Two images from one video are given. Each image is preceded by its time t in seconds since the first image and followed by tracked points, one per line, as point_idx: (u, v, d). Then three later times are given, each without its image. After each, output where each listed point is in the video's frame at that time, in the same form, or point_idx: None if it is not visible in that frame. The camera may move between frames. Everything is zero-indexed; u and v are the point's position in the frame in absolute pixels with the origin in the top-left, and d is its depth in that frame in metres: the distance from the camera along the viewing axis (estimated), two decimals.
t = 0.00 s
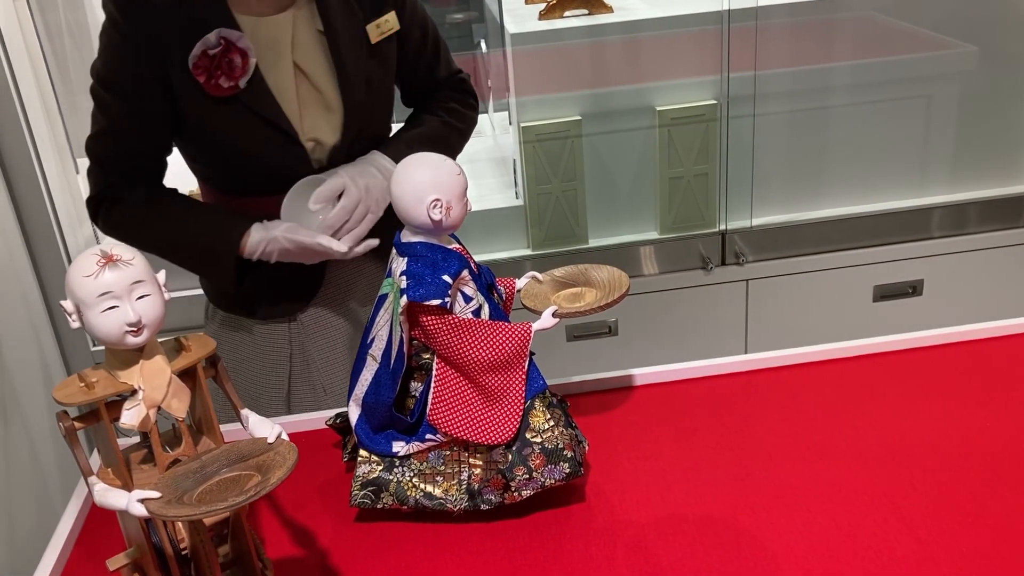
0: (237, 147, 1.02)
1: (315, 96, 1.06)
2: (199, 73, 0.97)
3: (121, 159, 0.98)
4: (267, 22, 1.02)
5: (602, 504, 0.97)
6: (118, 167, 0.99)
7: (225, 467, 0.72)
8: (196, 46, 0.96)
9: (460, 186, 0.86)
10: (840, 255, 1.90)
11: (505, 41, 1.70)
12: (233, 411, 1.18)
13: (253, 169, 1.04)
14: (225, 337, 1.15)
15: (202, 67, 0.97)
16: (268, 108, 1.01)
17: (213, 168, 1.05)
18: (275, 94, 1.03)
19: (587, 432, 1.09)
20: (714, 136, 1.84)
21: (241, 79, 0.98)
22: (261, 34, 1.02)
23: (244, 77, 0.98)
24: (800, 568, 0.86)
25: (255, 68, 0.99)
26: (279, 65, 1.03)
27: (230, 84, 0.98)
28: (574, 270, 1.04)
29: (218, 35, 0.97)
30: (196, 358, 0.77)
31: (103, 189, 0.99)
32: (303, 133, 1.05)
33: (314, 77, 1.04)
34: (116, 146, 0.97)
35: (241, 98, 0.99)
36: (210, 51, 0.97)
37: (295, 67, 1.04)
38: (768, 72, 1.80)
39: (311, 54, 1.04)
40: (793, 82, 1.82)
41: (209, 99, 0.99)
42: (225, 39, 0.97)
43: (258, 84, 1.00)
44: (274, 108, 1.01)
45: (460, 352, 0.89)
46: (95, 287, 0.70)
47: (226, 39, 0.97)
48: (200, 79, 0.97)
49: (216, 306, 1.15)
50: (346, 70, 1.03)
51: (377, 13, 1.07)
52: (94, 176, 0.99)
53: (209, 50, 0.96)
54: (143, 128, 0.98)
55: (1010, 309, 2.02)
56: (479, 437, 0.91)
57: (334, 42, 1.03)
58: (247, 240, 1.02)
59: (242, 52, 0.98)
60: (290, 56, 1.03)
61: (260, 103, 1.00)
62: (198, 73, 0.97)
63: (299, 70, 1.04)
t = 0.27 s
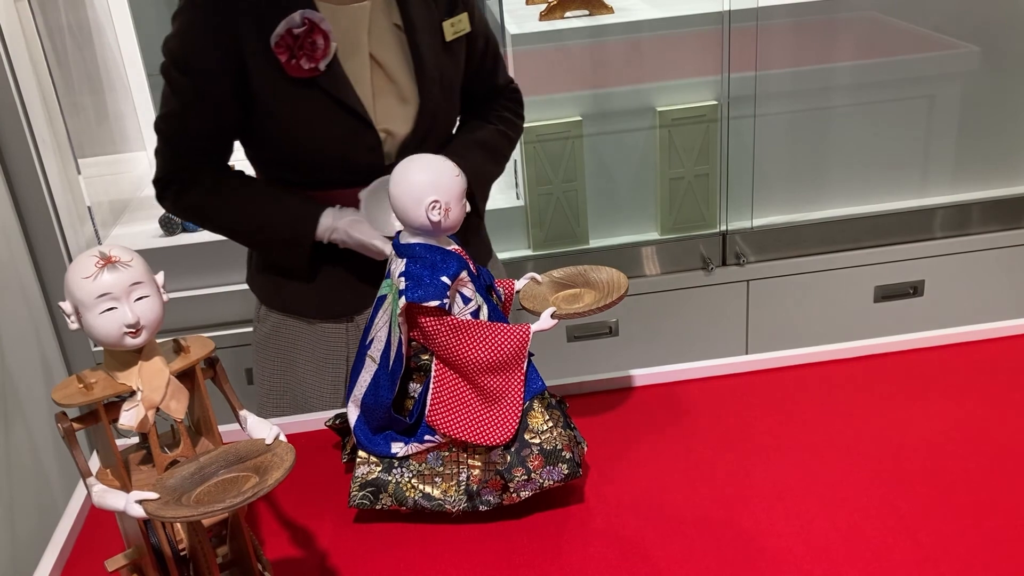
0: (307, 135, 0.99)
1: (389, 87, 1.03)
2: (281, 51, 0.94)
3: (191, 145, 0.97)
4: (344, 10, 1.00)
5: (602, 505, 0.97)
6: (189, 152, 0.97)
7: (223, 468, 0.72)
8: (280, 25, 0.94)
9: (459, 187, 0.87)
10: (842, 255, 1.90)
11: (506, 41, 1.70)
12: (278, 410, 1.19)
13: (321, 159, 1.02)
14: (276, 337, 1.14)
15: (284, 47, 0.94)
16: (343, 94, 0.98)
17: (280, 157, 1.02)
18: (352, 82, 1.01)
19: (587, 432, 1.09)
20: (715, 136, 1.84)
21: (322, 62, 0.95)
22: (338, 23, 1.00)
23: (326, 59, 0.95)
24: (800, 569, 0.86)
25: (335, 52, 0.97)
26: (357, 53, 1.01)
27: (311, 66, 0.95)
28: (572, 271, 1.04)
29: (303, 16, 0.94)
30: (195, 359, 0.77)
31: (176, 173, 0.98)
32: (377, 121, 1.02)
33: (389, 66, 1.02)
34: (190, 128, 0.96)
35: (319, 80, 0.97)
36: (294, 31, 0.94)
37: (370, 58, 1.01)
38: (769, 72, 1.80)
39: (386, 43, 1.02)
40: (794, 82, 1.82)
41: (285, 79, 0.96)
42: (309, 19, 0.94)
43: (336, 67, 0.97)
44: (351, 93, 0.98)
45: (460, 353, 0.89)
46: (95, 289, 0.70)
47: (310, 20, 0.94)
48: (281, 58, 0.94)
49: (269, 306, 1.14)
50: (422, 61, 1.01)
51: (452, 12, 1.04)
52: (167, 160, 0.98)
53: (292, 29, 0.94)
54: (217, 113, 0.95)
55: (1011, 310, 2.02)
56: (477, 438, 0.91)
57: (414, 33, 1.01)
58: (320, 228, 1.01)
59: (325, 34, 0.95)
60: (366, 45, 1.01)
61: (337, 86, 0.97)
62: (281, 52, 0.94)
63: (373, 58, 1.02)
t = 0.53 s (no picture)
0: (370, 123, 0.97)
1: (438, 80, 1.03)
2: (332, 47, 0.92)
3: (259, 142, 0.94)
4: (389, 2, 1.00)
5: (601, 505, 0.97)
6: (256, 150, 0.94)
7: (217, 468, 0.72)
8: (330, 20, 0.92)
9: (455, 189, 0.86)
10: (843, 256, 1.90)
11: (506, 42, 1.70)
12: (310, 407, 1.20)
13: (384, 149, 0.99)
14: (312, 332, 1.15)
15: (335, 42, 0.92)
16: (398, 86, 0.97)
17: (345, 152, 1.00)
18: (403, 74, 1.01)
19: (585, 433, 1.09)
20: (714, 137, 1.84)
21: (373, 56, 0.94)
22: (388, 15, 1.00)
23: (376, 54, 0.94)
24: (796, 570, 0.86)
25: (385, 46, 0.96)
26: (406, 47, 1.01)
27: (362, 62, 0.94)
28: (568, 272, 1.04)
29: (352, 10, 0.92)
30: (189, 359, 0.77)
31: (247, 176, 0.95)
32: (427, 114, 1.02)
33: (438, 59, 1.02)
34: (252, 124, 0.93)
35: (371, 74, 0.95)
36: (344, 26, 0.92)
37: (420, 49, 1.02)
38: (769, 72, 1.80)
39: (435, 35, 1.02)
40: (794, 82, 1.82)
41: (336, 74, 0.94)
42: (358, 14, 0.92)
43: (387, 60, 0.96)
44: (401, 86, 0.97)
45: (456, 354, 0.90)
46: (90, 289, 0.70)
47: (359, 14, 0.92)
48: (332, 54, 0.93)
49: (307, 300, 1.15)
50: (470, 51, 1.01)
51: (498, 3, 1.05)
52: (239, 161, 0.95)
53: (343, 24, 0.92)
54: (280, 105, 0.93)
55: (1012, 310, 2.01)
56: (473, 439, 0.91)
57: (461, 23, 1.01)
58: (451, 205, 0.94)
59: (374, 28, 0.93)
60: (415, 36, 1.01)
61: (389, 78, 0.96)
62: (331, 49, 0.92)
63: (422, 50, 1.02)
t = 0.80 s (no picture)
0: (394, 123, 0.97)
1: (448, 85, 1.02)
2: (341, 61, 0.92)
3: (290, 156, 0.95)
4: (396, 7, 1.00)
5: (598, 506, 0.97)
6: (290, 167, 0.95)
7: (213, 469, 0.73)
8: (337, 34, 0.92)
9: (451, 189, 0.87)
10: (844, 256, 1.90)
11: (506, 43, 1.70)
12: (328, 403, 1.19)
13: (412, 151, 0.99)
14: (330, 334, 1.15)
15: (343, 55, 0.92)
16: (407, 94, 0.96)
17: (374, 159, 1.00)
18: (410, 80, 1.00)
19: (583, 433, 1.09)
20: (714, 138, 1.84)
21: (383, 66, 0.94)
22: (392, 21, 1.00)
23: (385, 64, 0.94)
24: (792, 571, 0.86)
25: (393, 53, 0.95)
26: (413, 52, 1.00)
27: (373, 72, 0.94)
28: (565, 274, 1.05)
29: (359, 22, 0.92)
30: (185, 360, 0.77)
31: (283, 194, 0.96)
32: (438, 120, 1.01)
33: (447, 63, 1.01)
34: (283, 141, 0.94)
35: (382, 85, 0.95)
36: (352, 38, 0.92)
37: (427, 53, 1.01)
38: (769, 73, 1.80)
39: (442, 39, 1.01)
40: (794, 83, 1.82)
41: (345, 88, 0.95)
42: (365, 25, 0.92)
43: (397, 69, 0.96)
44: (410, 92, 0.96)
45: (453, 355, 0.90)
46: (85, 290, 0.70)
47: (366, 25, 0.92)
48: (342, 68, 0.93)
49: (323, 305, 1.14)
50: (475, 51, 1.00)
51: None
52: (278, 184, 0.96)
53: (350, 37, 0.92)
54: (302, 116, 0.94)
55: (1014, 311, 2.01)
56: (469, 439, 0.92)
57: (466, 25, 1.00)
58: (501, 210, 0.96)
59: (382, 38, 0.93)
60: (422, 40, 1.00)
61: (398, 87, 0.96)
62: (340, 62, 0.92)
63: (431, 56, 1.02)
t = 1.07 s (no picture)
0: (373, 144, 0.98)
1: (441, 95, 1.02)
2: (324, 79, 0.94)
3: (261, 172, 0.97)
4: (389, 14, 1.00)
5: (599, 506, 0.97)
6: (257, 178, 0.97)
7: (215, 469, 0.73)
8: (319, 51, 0.94)
9: (454, 191, 0.87)
10: (847, 257, 1.90)
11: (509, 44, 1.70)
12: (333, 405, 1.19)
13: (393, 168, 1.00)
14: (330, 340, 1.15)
15: (326, 73, 0.94)
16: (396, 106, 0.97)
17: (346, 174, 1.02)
18: (399, 90, 1.00)
19: (585, 434, 1.09)
20: (718, 138, 1.84)
21: (366, 82, 0.95)
22: (383, 30, 1.00)
23: (368, 81, 0.95)
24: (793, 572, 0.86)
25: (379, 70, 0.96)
26: (404, 61, 1.00)
27: (355, 89, 0.95)
28: (566, 274, 1.05)
29: (341, 39, 0.94)
30: (188, 361, 0.78)
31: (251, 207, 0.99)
32: (430, 131, 1.00)
33: (439, 71, 1.01)
34: (256, 158, 0.96)
35: (366, 101, 0.96)
36: (334, 56, 0.94)
37: (419, 62, 1.00)
38: (772, 74, 1.80)
39: (436, 48, 1.01)
40: (798, 83, 1.82)
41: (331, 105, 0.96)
42: (347, 42, 0.94)
43: (382, 84, 0.97)
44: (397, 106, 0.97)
45: (454, 356, 0.90)
46: (88, 291, 0.71)
47: (348, 42, 0.94)
48: (324, 85, 0.95)
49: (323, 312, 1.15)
50: (472, 57, 1.00)
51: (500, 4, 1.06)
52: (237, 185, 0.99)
53: (332, 55, 0.94)
54: (279, 134, 0.96)
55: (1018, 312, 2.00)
56: (471, 440, 0.92)
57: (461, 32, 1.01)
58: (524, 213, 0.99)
59: (365, 54, 0.94)
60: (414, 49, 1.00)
61: (383, 102, 0.96)
62: (323, 80, 0.94)
63: (423, 65, 1.01)
